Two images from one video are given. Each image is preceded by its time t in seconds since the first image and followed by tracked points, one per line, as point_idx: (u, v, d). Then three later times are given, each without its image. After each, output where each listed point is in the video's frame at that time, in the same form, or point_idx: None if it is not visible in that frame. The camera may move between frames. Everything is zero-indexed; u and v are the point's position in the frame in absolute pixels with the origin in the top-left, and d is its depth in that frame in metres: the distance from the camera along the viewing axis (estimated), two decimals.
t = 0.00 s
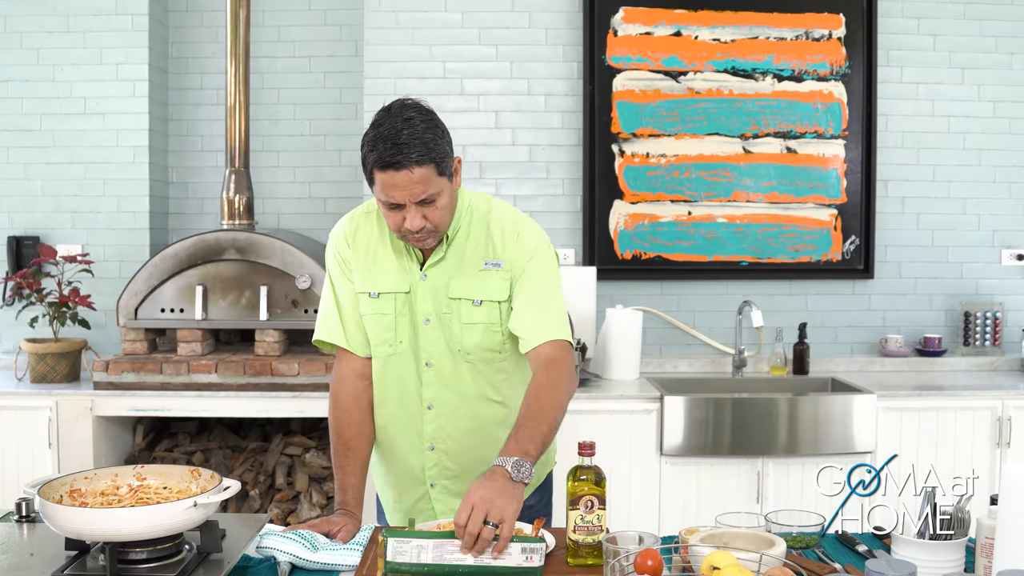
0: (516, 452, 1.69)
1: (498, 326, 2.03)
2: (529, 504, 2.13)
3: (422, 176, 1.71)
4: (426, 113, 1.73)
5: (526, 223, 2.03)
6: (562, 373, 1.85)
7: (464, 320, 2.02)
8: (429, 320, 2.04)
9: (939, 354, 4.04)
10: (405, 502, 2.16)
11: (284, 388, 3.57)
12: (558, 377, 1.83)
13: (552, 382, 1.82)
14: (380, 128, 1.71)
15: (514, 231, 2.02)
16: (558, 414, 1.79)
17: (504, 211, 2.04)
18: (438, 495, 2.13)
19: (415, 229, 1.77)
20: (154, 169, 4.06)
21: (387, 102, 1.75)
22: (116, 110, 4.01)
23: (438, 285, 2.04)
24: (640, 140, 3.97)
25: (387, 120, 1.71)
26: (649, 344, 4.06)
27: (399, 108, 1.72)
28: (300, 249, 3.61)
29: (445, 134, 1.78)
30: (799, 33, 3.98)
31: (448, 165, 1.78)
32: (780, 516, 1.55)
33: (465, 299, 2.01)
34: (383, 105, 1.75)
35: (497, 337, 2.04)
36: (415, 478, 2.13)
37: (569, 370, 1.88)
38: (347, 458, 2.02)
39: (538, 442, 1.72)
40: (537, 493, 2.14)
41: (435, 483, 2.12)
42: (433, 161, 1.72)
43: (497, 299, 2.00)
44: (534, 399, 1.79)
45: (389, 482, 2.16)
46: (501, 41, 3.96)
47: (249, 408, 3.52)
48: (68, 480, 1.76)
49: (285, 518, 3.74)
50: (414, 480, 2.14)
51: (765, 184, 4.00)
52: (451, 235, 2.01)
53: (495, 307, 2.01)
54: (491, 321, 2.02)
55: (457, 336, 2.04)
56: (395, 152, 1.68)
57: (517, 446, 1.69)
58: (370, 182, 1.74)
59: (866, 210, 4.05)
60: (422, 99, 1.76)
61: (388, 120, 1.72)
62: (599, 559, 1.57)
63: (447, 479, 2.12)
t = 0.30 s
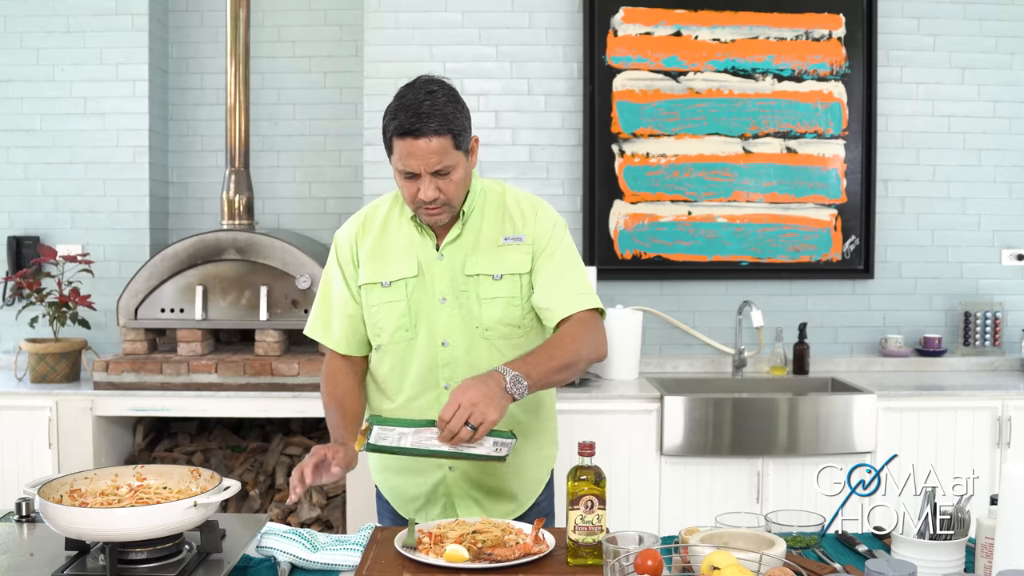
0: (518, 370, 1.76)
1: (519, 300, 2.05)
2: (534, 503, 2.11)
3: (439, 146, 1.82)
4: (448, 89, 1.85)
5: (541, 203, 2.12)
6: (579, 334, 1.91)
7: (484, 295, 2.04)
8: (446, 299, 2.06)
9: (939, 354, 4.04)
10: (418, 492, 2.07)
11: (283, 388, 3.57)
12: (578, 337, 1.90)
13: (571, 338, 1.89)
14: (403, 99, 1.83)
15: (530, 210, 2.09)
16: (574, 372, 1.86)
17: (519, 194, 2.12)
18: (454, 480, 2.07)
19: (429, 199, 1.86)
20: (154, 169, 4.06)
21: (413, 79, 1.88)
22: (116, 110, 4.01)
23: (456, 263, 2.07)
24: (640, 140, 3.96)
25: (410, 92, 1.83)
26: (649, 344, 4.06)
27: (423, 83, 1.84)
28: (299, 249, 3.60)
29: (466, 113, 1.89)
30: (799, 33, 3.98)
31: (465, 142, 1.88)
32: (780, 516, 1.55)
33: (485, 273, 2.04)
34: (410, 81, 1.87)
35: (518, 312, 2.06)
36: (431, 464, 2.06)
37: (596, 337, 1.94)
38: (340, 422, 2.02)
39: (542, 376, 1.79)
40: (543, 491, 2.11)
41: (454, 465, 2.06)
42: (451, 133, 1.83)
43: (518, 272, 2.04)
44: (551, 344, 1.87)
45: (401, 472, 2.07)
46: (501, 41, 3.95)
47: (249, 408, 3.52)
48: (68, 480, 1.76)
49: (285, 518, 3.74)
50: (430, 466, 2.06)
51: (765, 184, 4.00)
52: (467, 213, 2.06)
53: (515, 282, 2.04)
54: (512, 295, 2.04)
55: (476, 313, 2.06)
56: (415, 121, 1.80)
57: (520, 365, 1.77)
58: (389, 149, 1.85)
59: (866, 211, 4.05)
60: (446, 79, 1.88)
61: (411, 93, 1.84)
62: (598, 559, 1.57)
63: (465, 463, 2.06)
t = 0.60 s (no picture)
0: (511, 352, 1.82)
1: (525, 293, 2.06)
2: (534, 502, 2.12)
3: (438, 143, 1.82)
4: (449, 87, 1.86)
5: (546, 201, 2.15)
6: (575, 329, 1.94)
7: (490, 287, 2.05)
8: (451, 290, 2.07)
9: (939, 354, 4.04)
10: (414, 486, 2.06)
11: (284, 388, 3.57)
12: (574, 331, 1.94)
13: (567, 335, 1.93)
14: (404, 97, 1.84)
15: (536, 207, 2.12)
16: (568, 366, 1.91)
17: (525, 192, 2.14)
18: (451, 474, 2.06)
19: (429, 194, 1.88)
20: (154, 169, 4.06)
21: (415, 77, 1.89)
22: (116, 110, 4.01)
23: (461, 255, 2.08)
24: (640, 140, 3.97)
25: (411, 90, 1.84)
26: (649, 344, 4.06)
27: (424, 80, 1.84)
28: (300, 249, 3.60)
29: (467, 109, 1.89)
30: (798, 33, 3.98)
31: (466, 138, 1.89)
32: (780, 516, 1.55)
33: (491, 265, 2.05)
34: (412, 79, 1.88)
35: (523, 305, 2.06)
36: (429, 456, 2.06)
37: (592, 335, 1.97)
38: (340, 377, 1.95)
39: (534, 363, 1.84)
40: (538, 490, 2.13)
41: (451, 459, 2.06)
42: (451, 130, 1.83)
43: (525, 265, 2.05)
44: (548, 335, 1.92)
45: (398, 463, 2.06)
46: (502, 41, 3.95)
47: (249, 408, 3.53)
48: (68, 480, 1.76)
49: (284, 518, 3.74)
50: (429, 458, 2.06)
51: (765, 184, 4.00)
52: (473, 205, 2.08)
53: (521, 275, 2.05)
54: (518, 288, 2.05)
55: (481, 305, 2.06)
56: (415, 118, 1.81)
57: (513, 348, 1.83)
58: (390, 146, 1.86)
59: (866, 211, 4.05)
60: (448, 76, 1.89)
61: (413, 90, 1.85)
62: (598, 559, 1.57)
63: (464, 457, 2.06)
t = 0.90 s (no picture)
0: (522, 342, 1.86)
1: (527, 289, 2.08)
2: (534, 500, 2.14)
3: (452, 129, 1.85)
4: (462, 79, 1.90)
5: (547, 199, 2.17)
6: (582, 327, 1.98)
7: (493, 282, 2.07)
8: (453, 286, 2.07)
9: (939, 354, 4.04)
10: (414, 482, 2.05)
11: (283, 388, 3.56)
12: (578, 330, 1.97)
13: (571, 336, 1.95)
14: (418, 86, 1.88)
15: (537, 205, 2.14)
16: (571, 362, 1.95)
17: (526, 192, 2.16)
18: (451, 468, 2.05)
19: (439, 182, 1.89)
20: (154, 169, 4.06)
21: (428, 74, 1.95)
22: (116, 110, 4.01)
23: (463, 251, 2.08)
24: (640, 140, 3.97)
25: (424, 80, 1.89)
26: (649, 344, 4.06)
27: (438, 72, 1.89)
28: (300, 249, 3.61)
29: (478, 104, 1.94)
30: (799, 33, 3.98)
31: (477, 130, 1.92)
32: (780, 516, 1.56)
33: (495, 261, 2.06)
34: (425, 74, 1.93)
35: (525, 301, 2.08)
36: (430, 451, 2.05)
37: (595, 334, 2.00)
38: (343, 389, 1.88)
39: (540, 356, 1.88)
40: (535, 488, 2.13)
41: (452, 453, 2.05)
42: (463, 118, 1.87)
43: (528, 262, 2.08)
44: (554, 330, 1.94)
45: (399, 458, 2.05)
46: (502, 41, 3.95)
47: (249, 408, 3.53)
48: (68, 480, 1.75)
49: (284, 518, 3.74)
50: (430, 453, 2.05)
51: (765, 184, 4.00)
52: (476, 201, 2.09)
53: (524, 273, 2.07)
54: (521, 284, 2.07)
55: (484, 301, 2.07)
56: (430, 104, 1.85)
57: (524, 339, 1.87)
58: (403, 134, 1.89)
59: (866, 211, 4.05)
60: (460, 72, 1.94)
61: (426, 81, 1.89)
62: (598, 559, 1.57)
63: (465, 452, 2.05)
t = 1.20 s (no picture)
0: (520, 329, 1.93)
1: (526, 284, 2.10)
2: (533, 499, 2.14)
3: (451, 119, 1.87)
4: (459, 71, 1.92)
5: (539, 198, 2.20)
6: (575, 324, 2.05)
7: (493, 277, 2.08)
8: (453, 282, 2.07)
9: (939, 354, 4.04)
10: (420, 480, 2.04)
11: (283, 388, 3.56)
12: (571, 326, 2.04)
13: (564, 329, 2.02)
14: (416, 78, 1.89)
15: (531, 202, 2.17)
16: (559, 355, 2.02)
17: (518, 190, 2.19)
18: (457, 464, 2.05)
19: (438, 173, 1.88)
20: (154, 169, 4.06)
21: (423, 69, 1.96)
22: (116, 110, 4.01)
23: (461, 247, 2.09)
24: (640, 140, 3.97)
25: (422, 73, 1.90)
26: (649, 344, 4.06)
27: (435, 65, 1.91)
28: (300, 249, 3.60)
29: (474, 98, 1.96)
30: (799, 33, 3.98)
31: (474, 123, 1.94)
32: (780, 516, 1.56)
33: (495, 256, 2.08)
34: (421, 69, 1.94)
35: (524, 296, 2.10)
36: (435, 448, 2.05)
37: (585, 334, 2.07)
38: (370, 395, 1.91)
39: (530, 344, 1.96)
40: (535, 485, 2.14)
41: (457, 449, 2.05)
42: (461, 108, 1.88)
43: (527, 257, 2.09)
44: (549, 322, 2.01)
45: (403, 457, 2.04)
46: (502, 41, 3.95)
47: (249, 408, 3.53)
48: (68, 480, 1.75)
49: (284, 518, 3.74)
50: (435, 450, 2.04)
51: (765, 184, 4.00)
52: (472, 197, 2.11)
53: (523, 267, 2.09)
54: (521, 278, 2.09)
55: (484, 296, 2.08)
56: (429, 94, 1.86)
57: (523, 324, 1.95)
58: (401, 126, 1.89)
59: (866, 211, 4.05)
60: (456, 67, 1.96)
61: (424, 74, 1.90)
62: (598, 558, 1.57)
63: (470, 447, 2.05)
